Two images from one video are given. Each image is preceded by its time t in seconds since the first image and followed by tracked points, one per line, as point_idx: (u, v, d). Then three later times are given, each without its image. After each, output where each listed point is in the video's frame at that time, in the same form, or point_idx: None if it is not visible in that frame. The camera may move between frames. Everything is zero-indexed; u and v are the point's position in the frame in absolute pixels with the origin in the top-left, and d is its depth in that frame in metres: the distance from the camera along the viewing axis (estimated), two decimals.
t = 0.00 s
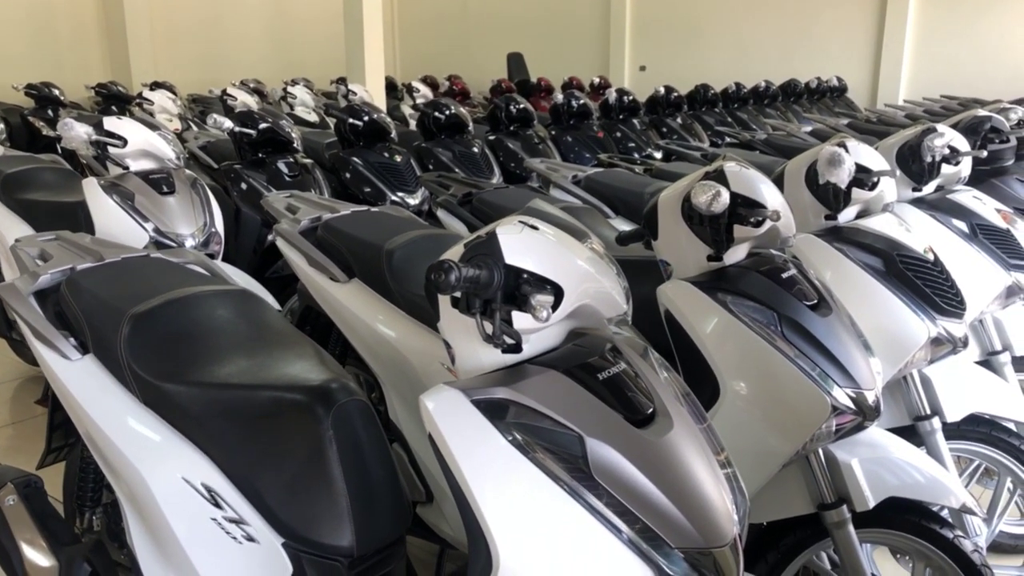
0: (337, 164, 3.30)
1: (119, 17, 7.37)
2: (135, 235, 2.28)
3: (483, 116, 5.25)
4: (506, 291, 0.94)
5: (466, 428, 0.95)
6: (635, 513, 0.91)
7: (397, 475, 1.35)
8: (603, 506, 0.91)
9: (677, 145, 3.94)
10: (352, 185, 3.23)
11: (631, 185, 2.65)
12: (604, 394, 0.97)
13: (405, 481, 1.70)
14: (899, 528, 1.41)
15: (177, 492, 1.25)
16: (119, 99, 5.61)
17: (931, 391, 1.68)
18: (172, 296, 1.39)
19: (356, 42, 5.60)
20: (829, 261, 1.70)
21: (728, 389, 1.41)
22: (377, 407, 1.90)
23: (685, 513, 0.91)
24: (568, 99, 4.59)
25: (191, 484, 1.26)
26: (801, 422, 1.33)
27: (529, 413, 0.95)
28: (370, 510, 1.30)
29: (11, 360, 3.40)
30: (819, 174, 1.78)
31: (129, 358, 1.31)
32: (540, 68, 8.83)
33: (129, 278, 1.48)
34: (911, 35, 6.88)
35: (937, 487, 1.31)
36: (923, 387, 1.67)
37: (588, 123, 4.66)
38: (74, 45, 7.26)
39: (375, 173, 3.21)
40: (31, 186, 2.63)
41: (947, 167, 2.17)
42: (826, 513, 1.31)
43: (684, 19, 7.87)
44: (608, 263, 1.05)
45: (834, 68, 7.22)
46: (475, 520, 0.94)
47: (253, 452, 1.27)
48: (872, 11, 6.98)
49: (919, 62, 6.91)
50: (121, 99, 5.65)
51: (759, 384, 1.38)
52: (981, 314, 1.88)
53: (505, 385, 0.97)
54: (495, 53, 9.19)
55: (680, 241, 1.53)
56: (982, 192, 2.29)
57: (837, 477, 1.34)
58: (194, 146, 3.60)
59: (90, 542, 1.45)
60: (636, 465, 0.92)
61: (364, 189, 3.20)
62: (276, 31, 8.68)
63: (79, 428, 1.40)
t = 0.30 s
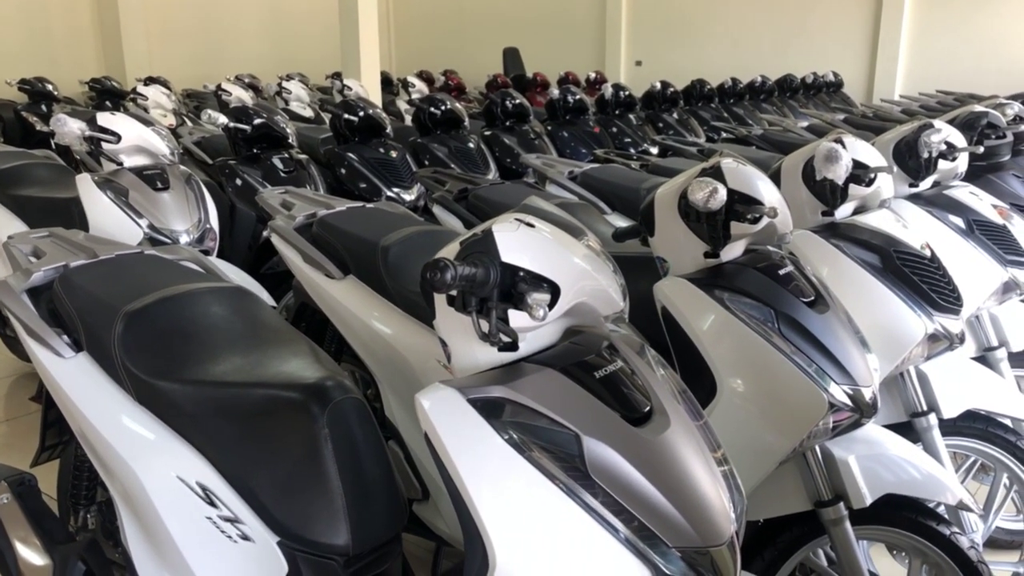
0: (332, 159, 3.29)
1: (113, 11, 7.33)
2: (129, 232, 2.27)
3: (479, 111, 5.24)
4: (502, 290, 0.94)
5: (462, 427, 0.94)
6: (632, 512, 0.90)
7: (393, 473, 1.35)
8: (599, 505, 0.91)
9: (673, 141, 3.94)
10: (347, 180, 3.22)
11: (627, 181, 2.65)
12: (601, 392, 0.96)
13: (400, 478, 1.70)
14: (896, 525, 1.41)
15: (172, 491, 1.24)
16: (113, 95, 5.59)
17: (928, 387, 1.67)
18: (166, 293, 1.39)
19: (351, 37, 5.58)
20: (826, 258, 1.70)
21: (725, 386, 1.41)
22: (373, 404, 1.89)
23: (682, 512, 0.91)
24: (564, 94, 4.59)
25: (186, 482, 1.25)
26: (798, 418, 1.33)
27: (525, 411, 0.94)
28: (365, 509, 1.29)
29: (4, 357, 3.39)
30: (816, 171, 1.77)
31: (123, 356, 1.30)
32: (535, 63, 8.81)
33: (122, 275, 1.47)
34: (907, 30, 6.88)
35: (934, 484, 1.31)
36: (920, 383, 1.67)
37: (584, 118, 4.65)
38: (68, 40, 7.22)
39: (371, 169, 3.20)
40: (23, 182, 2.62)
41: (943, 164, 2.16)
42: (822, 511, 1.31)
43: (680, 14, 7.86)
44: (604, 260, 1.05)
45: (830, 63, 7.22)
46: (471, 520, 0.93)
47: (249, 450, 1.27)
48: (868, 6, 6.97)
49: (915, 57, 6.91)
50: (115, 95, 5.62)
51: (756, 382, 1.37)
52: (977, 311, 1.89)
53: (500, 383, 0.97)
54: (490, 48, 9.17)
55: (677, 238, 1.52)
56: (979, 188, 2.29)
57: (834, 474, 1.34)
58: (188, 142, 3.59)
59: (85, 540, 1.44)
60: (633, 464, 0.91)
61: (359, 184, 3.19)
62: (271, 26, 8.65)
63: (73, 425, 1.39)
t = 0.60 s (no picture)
0: (328, 155, 3.29)
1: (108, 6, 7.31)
2: (125, 227, 2.26)
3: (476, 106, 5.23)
4: (500, 284, 0.93)
5: (461, 420, 0.94)
6: (630, 506, 0.90)
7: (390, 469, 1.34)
8: (597, 498, 0.91)
9: (670, 136, 3.94)
10: (344, 176, 3.22)
11: (624, 176, 2.65)
12: (599, 386, 0.96)
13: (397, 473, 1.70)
14: (892, 520, 1.42)
15: (169, 486, 1.24)
16: (108, 90, 5.57)
17: (924, 382, 1.68)
18: (163, 289, 1.38)
19: (347, 32, 5.57)
20: (823, 253, 1.70)
21: (722, 381, 1.41)
22: (370, 399, 1.89)
23: (680, 506, 0.91)
24: (560, 89, 4.58)
25: (183, 477, 1.25)
26: (795, 413, 1.33)
27: (523, 406, 0.95)
28: (363, 503, 1.28)
29: None
30: (813, 165, 1.77)
31: (119, 351, 1.30)
32: (532, 59, 8.80)
33: (119, 271, 1.47)
34: (903, 26, 6.88)
35: (930, 478, 1.31)
36: (916, 378, 1.68)
37: (581, 114, 4.65)
38: (62, 35, 7.19)
39: (367, 165, 3.20)
40: (18, 178, 2.61)
41: (940, 158, 2.16)
42: (819, 505, 1.31)
43: (677, 9, 7.85)
44: (602, 255, 1.04)
45: (827, 58, 7.22)
46: (469, 514, 0.93)
47: (246, 445, 1.26)
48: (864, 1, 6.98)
49: (911, 53, 6.92)
50: (110, 90, 5.61)
51: (753, 376, 1.38)
52: (973, 306, 1.89)
53: (498, 377, 0.97)
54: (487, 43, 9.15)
55: (674, 233, 1.52)
56: (975, 183, 2.29)
57: (831, 468, 1.35)
58: (184, 137, 3.58)
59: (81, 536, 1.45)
60: (630, 458, 0.91)
61: (356, 180, 3.19)
62: (266, 21, 8.63)
63: (69, 421, 1.38)
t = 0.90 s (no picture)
0: (325, 152, 3.29)
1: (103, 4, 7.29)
2: (122, 223, 2.27)
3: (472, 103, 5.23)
4: (497, 278, 0.93)
5: (459, 414, 0.94)
6: (627, 499, 0.91)
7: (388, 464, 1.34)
8: (594, 491, 0.92)
9: (667, 134, 3.94)
10: (341, 173, 3.23)
11: (621, 173, 2.65)
12: (596, 379, 0.97)
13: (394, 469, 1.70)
14: (888, 514, 1.42)
15: (166, 481, 1.24)
16: (104, 88, 5.56)
17: (919, 377, 1.69)
18: (160, 284, 1.38)
19: (344, 29, 5.57)
20: (819, 249, 1.70)
21: (718, 375, 1.41)
22: (368, 395, 1.89)
23: (678, 499, 0.91)
24: (557, 87, 4.59)
25: (180, 472, 1.25)
26: (791, 407, 1.34)
27: (521, 400, 0.95)
28: (361, 498, 1.28)
29: None
30: (808, 162, 1.78)
31: (116, 347, 1.30)
32: (529, 57, 8.79)
33: (115, 267, 1.47)
34: (899, 24, 6.90)
35: (926, 473, 1.31)
36: (912, 373, 1.69)
37: (577, 111, 4.65)
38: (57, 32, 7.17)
39: (365, 162, 3.21)
40: (14, 176, 2.61)
41: (935, 155, 2.17)
42: (815, 499, 1.32)
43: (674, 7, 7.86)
44: (599, 250, 1.05)
45: (823, 56, 7.23)
46: (466, 509, 0.93)
47: (244, 440, 1.26)
48: None
49: (907, 51, 6.93)
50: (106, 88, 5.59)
51: (749, 371, 1.38)
52: (968, 302, 1.90)
53: (495, 371, 0.97)
54: (482, 42, 9.15)
55: (671, 228, 1.52)
56: (971, 179, 2.30)
57: (826, 463, 1.35)
58: (181, 135, 3.58)
59: (78, 533, 1.45)
60: (627, 451, 0.92)
61: (353, 177, 3.20)
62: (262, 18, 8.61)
63: (67, 417, 1.38)
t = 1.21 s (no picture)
0: (319, 152, 3.30)
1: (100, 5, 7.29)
2: (113, 221, 2.26)
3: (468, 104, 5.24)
4: (479, 270, 0.93)
5: (443, 408, 0.94)
6: (610, 491, 0.91)
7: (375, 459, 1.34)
8: (580, 487, 0.91)
9: (661, 135, 3.95)
10: (335, 173, 3.23)
11: (614, 172, 2.65)
12: (579, 372, 0.97)
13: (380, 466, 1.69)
14: (877, 510, 1.42)
15: (151, 476, 1.24)
16: (100, 89, 5.56)
17: (908, 374, 1.69)
18: (148, 280, 1.38)
19: (340, 30, 5.58)
20: (808, 245, 1.70)
21: (706, 371, 1.41)
22: (358, 393, 1.89)
23: (660, 491, 0.91)
24: (552, 88, 4.59)
25: (166, 467, 1.25)
26: (778, 402, 1.34)
27: (504, 392, 0.95)
28: (348, 493, 1.28)
29: None
30: (797, 159, 1.78)
31: (103, 342, 1.30)
32: (525, 59, 8.79)
33: (103, 263, 1.47)
34: (895, 26, 6.91)
35: (914, 469, 1.31)
36: (901, 370, 1.69)
37: (572, 112, 4.66)
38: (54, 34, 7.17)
39: (359, 162, 3.22)
40: (7, 175, 2.61)
41: (925, 153, 2.17)
42: (803, 495, 1.32)
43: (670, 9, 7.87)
44: (583, 244, 1.05)
45: (818, 58, 7.24)
46: (448, 501, 0.93)
47: (230, 435, 1.26)
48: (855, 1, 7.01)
49: (902, 52, 6.95)
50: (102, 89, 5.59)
51: (737, 366, 1.38)
52: (958, 300, 1.91)
53: (479, 363, 0.97)
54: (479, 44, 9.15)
55: (658, 224, 1.52)
56: (961, 178, 2.30)
57: (814, 458, 1.35)
58: (175, 135, 3.58)
59: (67, 529, 1.43)
60: (609, 443, 0.92)
61: (347, 177, 3.21)
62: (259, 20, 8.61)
63: (54, 413, 1.38)
